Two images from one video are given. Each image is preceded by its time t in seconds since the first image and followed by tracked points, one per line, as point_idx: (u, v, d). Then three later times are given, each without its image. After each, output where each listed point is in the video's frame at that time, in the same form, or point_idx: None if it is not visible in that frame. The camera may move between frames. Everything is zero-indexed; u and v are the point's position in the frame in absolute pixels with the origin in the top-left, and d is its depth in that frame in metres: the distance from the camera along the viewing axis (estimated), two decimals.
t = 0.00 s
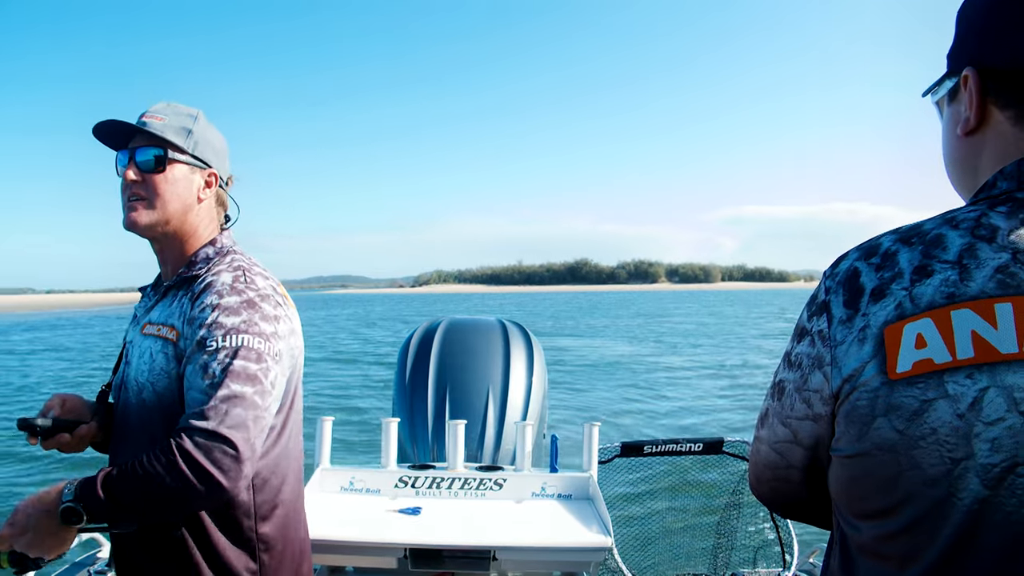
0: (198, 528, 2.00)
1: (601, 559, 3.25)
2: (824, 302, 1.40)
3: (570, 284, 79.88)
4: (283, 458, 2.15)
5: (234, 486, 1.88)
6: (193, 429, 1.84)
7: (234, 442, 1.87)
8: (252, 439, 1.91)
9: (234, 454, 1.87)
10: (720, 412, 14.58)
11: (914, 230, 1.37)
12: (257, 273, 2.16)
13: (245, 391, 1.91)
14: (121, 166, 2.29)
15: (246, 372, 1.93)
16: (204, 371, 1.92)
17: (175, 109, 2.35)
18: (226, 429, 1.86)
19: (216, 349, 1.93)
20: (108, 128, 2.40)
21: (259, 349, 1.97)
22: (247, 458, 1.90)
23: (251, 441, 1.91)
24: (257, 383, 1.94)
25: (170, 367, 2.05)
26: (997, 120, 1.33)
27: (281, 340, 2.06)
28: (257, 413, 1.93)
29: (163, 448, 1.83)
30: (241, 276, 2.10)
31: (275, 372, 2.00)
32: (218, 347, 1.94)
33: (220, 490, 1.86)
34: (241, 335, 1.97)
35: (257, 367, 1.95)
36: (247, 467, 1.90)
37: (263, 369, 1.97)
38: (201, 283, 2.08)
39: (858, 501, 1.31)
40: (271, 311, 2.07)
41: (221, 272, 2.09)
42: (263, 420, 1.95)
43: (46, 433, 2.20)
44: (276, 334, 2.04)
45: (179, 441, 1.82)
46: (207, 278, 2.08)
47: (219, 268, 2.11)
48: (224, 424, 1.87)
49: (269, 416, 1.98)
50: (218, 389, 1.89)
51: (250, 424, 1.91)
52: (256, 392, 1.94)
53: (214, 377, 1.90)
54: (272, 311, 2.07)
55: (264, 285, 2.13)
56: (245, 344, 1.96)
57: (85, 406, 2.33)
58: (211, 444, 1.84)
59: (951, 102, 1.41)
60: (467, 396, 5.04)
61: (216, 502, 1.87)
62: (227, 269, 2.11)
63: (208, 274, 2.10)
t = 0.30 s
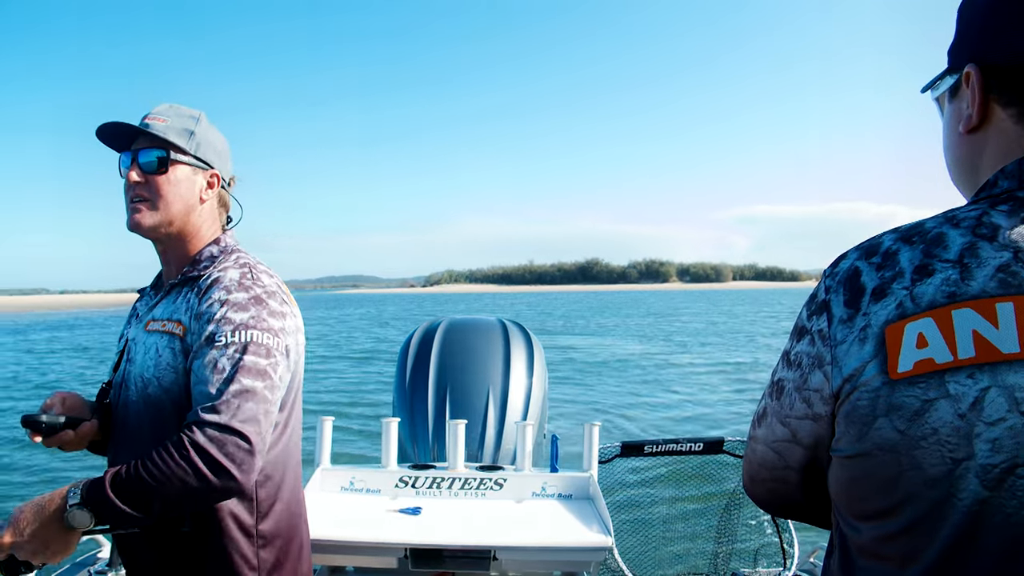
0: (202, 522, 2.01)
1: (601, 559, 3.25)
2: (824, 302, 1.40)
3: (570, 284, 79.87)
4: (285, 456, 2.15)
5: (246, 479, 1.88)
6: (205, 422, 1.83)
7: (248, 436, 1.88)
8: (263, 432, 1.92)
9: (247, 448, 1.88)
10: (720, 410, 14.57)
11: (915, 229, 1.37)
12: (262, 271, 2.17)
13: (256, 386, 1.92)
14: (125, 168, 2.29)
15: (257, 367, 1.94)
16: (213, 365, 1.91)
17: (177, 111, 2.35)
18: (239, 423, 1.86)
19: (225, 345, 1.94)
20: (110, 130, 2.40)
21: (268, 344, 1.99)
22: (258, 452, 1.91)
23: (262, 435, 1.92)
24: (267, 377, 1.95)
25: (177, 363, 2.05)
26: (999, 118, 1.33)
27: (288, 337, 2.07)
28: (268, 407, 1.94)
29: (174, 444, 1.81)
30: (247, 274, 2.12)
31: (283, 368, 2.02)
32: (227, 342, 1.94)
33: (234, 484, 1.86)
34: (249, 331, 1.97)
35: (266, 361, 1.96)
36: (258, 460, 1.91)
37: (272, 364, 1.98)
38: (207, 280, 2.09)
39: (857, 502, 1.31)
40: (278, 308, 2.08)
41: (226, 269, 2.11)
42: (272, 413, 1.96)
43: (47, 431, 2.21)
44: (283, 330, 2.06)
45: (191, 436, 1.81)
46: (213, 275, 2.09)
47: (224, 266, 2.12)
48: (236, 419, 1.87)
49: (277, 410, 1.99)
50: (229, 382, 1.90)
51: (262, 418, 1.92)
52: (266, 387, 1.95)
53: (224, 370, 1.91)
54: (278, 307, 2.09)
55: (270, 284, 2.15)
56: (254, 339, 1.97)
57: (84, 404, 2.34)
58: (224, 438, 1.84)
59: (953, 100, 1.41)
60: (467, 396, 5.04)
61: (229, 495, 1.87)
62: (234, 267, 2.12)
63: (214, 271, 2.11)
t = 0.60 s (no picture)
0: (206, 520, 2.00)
1: (601, 559, 3.24)
2: (834, 297, 1.40)
3: (569, 284, 79.85)
4: (289, 454, 2.14)
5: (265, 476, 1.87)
6: (226, 419, 1.83)
7: (268, 432, 1.88)
8: (279, 429, 1.92)
9: (268, 444, 1.88)
10: (718, 410, 14.56)
11: (926, 225, 1.37)
12: (270, 271, 2.18)
13: (272, 384, 1.93)
14: (129, 170, 2.28)
15: (272, 366, 1.95)
16: (228, 364, 1.92)
17: (180, 112, 2.34)
18: (259, 421, 1.87)
19: (238, 343, 1.94)
20: (113, 131, 2.39)
21: (280, 343, 2.00)
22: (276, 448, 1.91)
23: (279, 432, 1.92)
24: (282, 376, 1.96)
25: (186, 362, 2.04)
26: (1014, 116, 1.32)
27: (297, 337, 2.09)
28: (284, 406, 1.95)
29: (194, 440, 1.78)
30: (257, 274, 2.13)
31: (294, 367, 2.03)
32: (241, 340, 1.95)
33: (254, 480, 1.85)
34: (262, 330, 1.98)
35: (280, 360, 1.97)
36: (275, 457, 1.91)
37: (285, 363, 1.99)
38: (216, 279, 2.09)
39: (864, 499, 1.30)
40: (287, 308, 2.10)
41: (235, 269, 2.11)
42: (287, 412, 1.97)
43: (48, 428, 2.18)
44: (293, 330, 2.07)
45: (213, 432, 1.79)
46: (222, 274, 2.10)
47: (233, 265, 2.13)
48: (257, 416, 1.87)
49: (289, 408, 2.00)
50: (245, 380, 1.90)
51: (279, 416, 1.93)
52: (281, 385, 1.96)
53: (239, 369, 1.91)
54: (288, 308, 2.10)
55: (278, 284, 2.16)
56: (267, 338, 1.98)
57: (86, 403, 2.34)
58: (248, 434, 1.84)
59: (966, 98, 1.41)
60: (467, 396, 5.03)
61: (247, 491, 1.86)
62: (243, 267, 2.13)
63: (223, 271, 2.11)
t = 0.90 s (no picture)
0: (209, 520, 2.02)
1: (601, 559, 3.24)
2: (834, 297, 1.39)
3: (569, 283, 79.83)
4: (292, 457, 2.13)
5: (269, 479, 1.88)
6: (230, 422, 1.83)
7: (271, 435, 1.88)
8: (283, 431, 1.92)
9: (271, 447, 1.88)
10: (718, 409, 14.54)
11: (927, 224, 1.37)
12: (270, 273, 2.18)
13: (274, 386, 1.93)
14: (132, 169, 2.28)
15: (274, 368, 1.95)
16: (231, 366, 1.92)
17: (184, 112, 2.34)
18: (263, 424, 1.87)
19: (240, 345, 1.94)
20: (117, 130, 2.39)
21: (282, 345, 2.00)
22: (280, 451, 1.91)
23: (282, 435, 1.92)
24: (284, 377, 1.96)
25: (186, 363, 2.04)
26: (1016, 113, 1.32)
27: (299, 339, 2.09)
28: (286, 407, 1.95)
29: (199, 444, 1.79)
30: (257, 275, 2.12)
31: (296, 368, 2.03)
32: (244, 343, 1.94)
33: (258, 483, 1.85)
34: (263, 331, 1.98)
35: (282, 362, 1.97)
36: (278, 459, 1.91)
37: (287, 364, 1.99)
38: (217, 280, 2.08)
39: (865, 500, 1.30)
40: (288, 309, 2.10)
41: (236, 270, 2.11)
42: (290, 413, 1.97)
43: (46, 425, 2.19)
44: (294, 331, 2.07)
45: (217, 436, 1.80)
46: (223, 276, 2.09)
47: (233, 266, 2.13)
48: (261, 420, 1.88)
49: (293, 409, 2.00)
50: (249, 383, 1.90)
51: (281, 418, 1.93)
52: (285, 387, 1.95)
53: (243, 372, 1.91)
54: (289, 309, 2.10)
55: (279, 284, 2.16)
56: (269, 340, 1.98)
57: (86, 401, 2.34)
58: (253, 438, 1.84)
59: (968, 95, 1.41)
60: (467, 396, 5.02)
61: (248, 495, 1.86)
62: (244, 269, 2.13)
63: (224, 271, 2.11)
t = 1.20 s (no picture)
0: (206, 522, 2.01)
1: (601, 559, 3.24)
2: (833, 297, 1.39)
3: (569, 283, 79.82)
4: (287, 456, 2.14)
5: (263, 477, 1.88)
6: (221, 423, 1.84)
7: (264, 433, 1.88)
8: (278, 429, 1.93)
9: (265, 445, 1.88)
10: (719, 408, 14.53)
11: (925, 224, 1.37)
12: (263, 272, 2.18)
13: (266, 385, 1.93)
14: (129, 171, 2.28)
15: (266, 366, 1.94)
16: (223, 365, 1.92)
17: (181, 114, 2.34)
18: (254, 422, 1.87)
19: (232, 344, 1.94)
20: (114, 132, 2.39)
21: (274, 343, 1.99)
22: (275, 449, 1.91)
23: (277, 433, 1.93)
24: (276, 376, 1.96)
25: (178, 363, 2.03)
26: (1014, 113, 1.32)
27: (291, 336, 2.08)
28: (280, 405, 1.95)
29: (191, 444, 1.82)
30: (249, 274, 2.12)
31: (289, 366, 2.02)
32: (235, 342, 1.94)
33: (252, 482, 1.86)
34: (255, 330, 1.98)
35: (274, 361, 1.97)
36: (274, 458, 1.91)
37: (279, 362, 1.99)
38: (209, 279, 2.08)
39: (864, 501, 1.30)
40: (281, 307, 2.09)
41: (228, 269, 2.11)
42: (285, 411, 1.97)
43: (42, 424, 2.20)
44: (287, 329, 2.07)
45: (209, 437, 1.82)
46: (215, 275, 2.09)
47: (225, 266, 2.12)
48: (252, 419, 1.88)
49: (287, 407, 2.00)
50: (240, 383, 1.90)
51: (275, 416, 1.93)
52: (276, 385, 1.95)
53: (234, 371, 1.91)
54: (282, 307, 2.10)
55: (272, 283, 2.15)
56: (261, 338, 1.97)
57: (82, 400, 2.33)
58: (241, 438, 1.84)
59: (966, 95, 1.41)
60: (467, 396, 5.02)
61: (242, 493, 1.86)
62: (236, 268, 2.12)
63: (215, 271, 2.10)
